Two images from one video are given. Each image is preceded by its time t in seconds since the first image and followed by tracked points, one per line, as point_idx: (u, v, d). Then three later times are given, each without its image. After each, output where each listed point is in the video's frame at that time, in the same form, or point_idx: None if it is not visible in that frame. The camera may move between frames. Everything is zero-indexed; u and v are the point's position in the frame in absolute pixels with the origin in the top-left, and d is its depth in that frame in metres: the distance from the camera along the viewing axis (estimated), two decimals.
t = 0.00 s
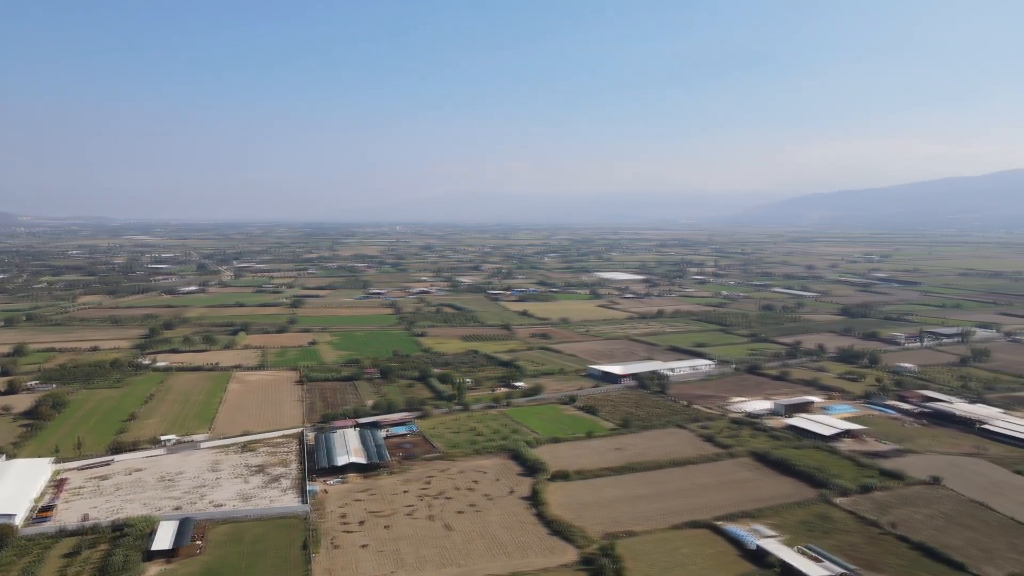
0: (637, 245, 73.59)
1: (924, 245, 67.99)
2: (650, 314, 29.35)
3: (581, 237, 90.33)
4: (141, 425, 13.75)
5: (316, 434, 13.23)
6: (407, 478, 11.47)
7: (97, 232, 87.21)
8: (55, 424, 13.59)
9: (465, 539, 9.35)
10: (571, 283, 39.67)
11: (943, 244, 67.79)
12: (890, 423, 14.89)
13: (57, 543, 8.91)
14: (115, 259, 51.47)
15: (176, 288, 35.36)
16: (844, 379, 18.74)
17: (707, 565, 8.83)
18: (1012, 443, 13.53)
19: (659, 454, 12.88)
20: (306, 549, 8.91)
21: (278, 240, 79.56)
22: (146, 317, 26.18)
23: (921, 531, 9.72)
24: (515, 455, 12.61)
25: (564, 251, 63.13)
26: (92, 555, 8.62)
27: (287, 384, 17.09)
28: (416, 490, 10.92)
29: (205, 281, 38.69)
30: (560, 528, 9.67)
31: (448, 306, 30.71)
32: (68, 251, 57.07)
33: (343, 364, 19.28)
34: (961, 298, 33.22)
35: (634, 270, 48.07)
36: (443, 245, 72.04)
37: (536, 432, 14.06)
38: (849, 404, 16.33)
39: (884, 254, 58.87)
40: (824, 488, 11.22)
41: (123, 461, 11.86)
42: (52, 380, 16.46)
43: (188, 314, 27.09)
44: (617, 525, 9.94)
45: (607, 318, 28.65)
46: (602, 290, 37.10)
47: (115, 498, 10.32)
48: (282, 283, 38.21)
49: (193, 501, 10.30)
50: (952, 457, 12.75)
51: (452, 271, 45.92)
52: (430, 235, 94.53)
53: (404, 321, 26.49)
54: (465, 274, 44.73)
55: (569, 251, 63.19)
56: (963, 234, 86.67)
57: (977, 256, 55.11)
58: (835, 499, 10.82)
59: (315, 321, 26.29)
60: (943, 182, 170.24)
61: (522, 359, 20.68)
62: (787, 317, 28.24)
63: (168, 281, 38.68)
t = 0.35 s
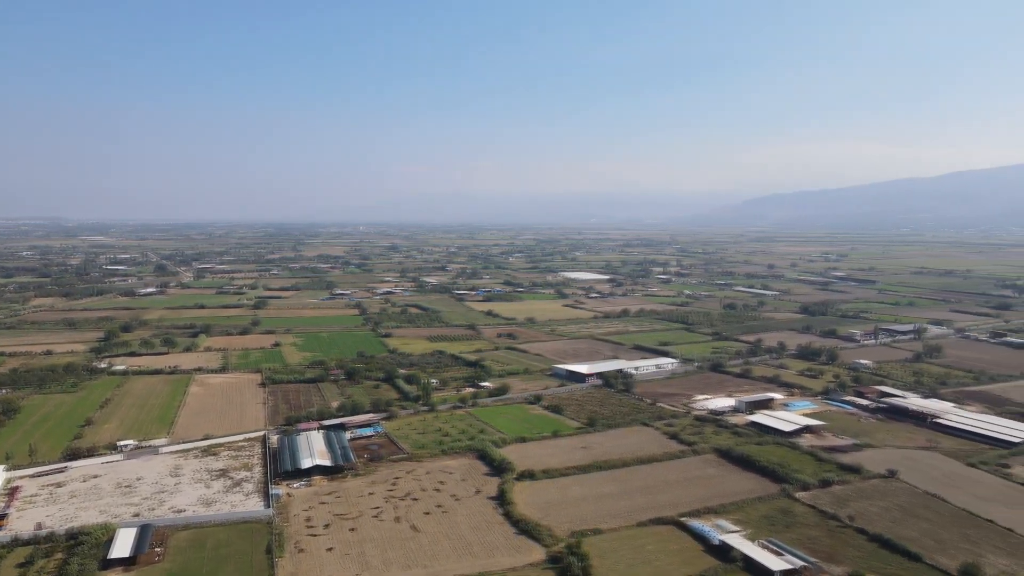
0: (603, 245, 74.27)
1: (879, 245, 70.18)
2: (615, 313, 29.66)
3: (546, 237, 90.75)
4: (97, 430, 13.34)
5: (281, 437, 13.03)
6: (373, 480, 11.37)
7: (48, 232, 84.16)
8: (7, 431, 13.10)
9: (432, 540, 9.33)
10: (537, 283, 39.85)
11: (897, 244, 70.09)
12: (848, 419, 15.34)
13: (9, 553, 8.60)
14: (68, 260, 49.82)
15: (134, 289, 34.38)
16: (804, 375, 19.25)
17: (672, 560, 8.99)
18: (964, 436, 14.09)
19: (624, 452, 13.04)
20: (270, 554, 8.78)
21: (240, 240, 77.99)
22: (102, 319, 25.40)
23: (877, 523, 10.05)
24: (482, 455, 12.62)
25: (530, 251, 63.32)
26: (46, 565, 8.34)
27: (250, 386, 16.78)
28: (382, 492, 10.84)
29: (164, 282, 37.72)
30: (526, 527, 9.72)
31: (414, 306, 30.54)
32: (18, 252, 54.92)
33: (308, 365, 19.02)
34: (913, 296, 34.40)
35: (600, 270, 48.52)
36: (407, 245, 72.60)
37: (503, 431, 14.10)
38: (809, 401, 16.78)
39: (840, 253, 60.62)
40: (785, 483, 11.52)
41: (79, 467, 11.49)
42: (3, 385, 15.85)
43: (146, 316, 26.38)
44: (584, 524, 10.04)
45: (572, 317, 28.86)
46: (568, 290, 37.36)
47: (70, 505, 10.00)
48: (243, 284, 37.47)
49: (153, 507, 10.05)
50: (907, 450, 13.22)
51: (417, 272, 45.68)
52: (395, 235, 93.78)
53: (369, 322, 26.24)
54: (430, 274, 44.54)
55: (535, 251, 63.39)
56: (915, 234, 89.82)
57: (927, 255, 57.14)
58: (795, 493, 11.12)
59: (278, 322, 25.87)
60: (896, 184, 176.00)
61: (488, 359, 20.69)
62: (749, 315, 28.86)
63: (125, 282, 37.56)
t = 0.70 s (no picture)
0: (568, 245, 74.71)
1: (837, 244, 72.16)
2: (582, 313, 29.89)
3: (513, 237, 90.92)
4: (53, 437, 12.90)
5: (245, 440, 12.79)
6: (339, 482, 11.26)
7: None
8: None
9: (399, 542, 9.28)
10: (503, 283, 39.89)
11: (854, 243, 72.20)
12: (809, 415, 15.76)
13: None
14: (20, 261, 48.10)
15: (89, 291, 33.32)
16: (766, 373, 19.70)
17: (640, 557, 9.12)
18: (919, 430, 14.61)
19: (591, 450, 13.17)
20: (234, 559, 8.63)
21: (200, 241, 76.22)
22: (56, 322, 24.57)
23: (837, 517, 10.35)
24: (450, 455, 12.60)
25: (497, 251, 63.35)
26: None
27: (212, 389, 16.43)
28: (349, 495, 10.74)
29: (122, 284, 36.74)
30: (494, 527, 9.74)
31: (380, 307, 30.29)
32: None
33: (272, 368, 18.71)
34: (870, 295, 35.50)
35: (566, 269, 48.83)
36: (373, 245, 72.59)
37: (470, 431, 14.10)
38: (771, 397, 17.19)
39: (800, 253, 62.14)
40: (748, 479, 11.78)
41: (33, 475, 11.11)
42: None
43: (104, 319, 25.59)
44: (551, 522, 10.11)
45: (539, 317, 28.99)
46: (535, 290, 37.54)
47: (24, 514, 9.67)
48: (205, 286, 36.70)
49: (112, 513, 9.78)
50: (865, 445, 13.64)
51: (383, 272, 45.31)
52: (361, 235, 92.80)
53: (335, 323, 25.92)
54: (396, 274, 44.22)
55: (502, 251, 63.45)
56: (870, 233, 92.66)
57: (882, 254, 58.99)
58: (758, 488, 11.38)
59: (241, 324, 25.37)
60: (854, 185, 181.04)
61: (455, 359, 20.66)
62: (712, 314, 29.38)
63: (80, 284, 36.37)
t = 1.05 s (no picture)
0: (534, 245, 75.07)
1: (797, 244, 74.03)
2: (548, 312, 30.04)
3: (479, 237, 90.90)
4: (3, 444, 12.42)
5: (206, 444, 12.52)
6: (304, 485, 11.12)
7: None
8: None
9: (365, 545, 9.22)
10: (469, 283, 39.84)
11: (813, 243, 74.20)
12: (770, 411, 16.16)
13: None
14: None
15: (40, 293, 32.15)
16: (728, 370, 20.11)
17: (606, 554, 9.24)
18: (876, 425, 15.10)
19: (557, 450, 13.26)
20: (196, 565, 8.45)
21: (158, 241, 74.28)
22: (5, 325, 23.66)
23: (797, 511, 10.63)
24: (416, 456, 12.54)
25: (463, 251, 63.20)
26: None
27: (173, 393, 16.03)
28: (314, 498, 10.61)
29: (77, 286, 35.60)
30: (462, 528, 9.74)
31: (344, 308, 29.96)
32: None
33: (234, 370, 18.34)
34: (828, 293, 36.52)
35: (532, 269, 49.00)
36: (338, 245, 71.94)
37: (437, 432, 14.06)
38: (734, 395, 17.56)
39: (761, 252, 63.60)
40: (712, 475, 12.02)
41: None
42: None
43: (57, 322, 24.75)
44: (518, 522, 10.15)
45: (505, 317, 29.04)
46: (501, 290, 37.61)
47: None
48: (164, 287, 35.82)
49: (67, 522, 9.48)
50: (825, 440, 14.04)
51: (348, 273, 44.80)
52: (325, 236, 91.58)
53: (298, 324, 25.55)
54: (362, 275, 43.80)
55: (468, 251, 63.34)
56: (826, 233, 95.28)
57: (838, 254, 60.73)
58: (721, 484, 11.62)
59: (201, 326, 24.81)
60: (811, 185, 185.98)
61: (421, 359, 20.56)
62: (676, 313, 29.85)
63: (31, 286, 35.08)
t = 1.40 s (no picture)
0: (500, 245, 75.23)
1: (758, 244, 75.64)
2: (514, 312, 30.12)
3: (446, 237, 90.67)
4: None
5: (167, 449, 12.23)
6: (268, 489, 10.95)
7: None
8: None
9: (331, 548, 9.13)
10: (436, 283, 39.69)
11: (773, 243, 75.94)
12: (733, 408, 16.50)
13: None
14: None
15: None
16: (692, 369, 20.46)
17: (573, 553, 9.32)
18: (835, 420, 15.57)
19: (524, 449, 13.32)
20: (157, 573, 8.26)
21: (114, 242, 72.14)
22: None
23: (760, 507, 10.89)
24: (382, 458, 12.46)
25: (429, 252, 62.92)
26: None
27: (132, 397, 15.61)
28: (278, 502, 10.46)
29: (28, 288, 34.34)
30: (429, 528, 9.71)
31: (309, 309, 29.54)
32: None
33: (195, 373, 17.94)
34: (787, 292, 37.42)
35: (499, 270, 49.06)
36: (303, 246, 70.95)
37: (403, 433, 13.98)
38: (698, 393, 17.87)
39: (723, 252, 64.82)
40: (677, 472, 12.24)
41: None
42: None
43: (7, 325, 23.86)
44: (486, 522, 10.18)
45: (472, 317, 29.01)
46: (468, 290, 37.56)
47: None
48: (121, 289, 34.81)
49: (21, 531, 9.17)
50: (786, 436, 14.42)
51: (312, 273, 44.16)
52: (288, 236, 90.10)
53: (262, 326, 25.11)
54: (326, 276, 43.25)
55: (434, 252, 63.06)
56: (786, 233, 97.68)
57: (797, 253, 62.33)
58: (686, 481, 11.84)
59: (161, 329, 24.20)
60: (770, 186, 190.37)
61: (388, 360, 20.40)
62: (641, 312, 30.24)
63: None
